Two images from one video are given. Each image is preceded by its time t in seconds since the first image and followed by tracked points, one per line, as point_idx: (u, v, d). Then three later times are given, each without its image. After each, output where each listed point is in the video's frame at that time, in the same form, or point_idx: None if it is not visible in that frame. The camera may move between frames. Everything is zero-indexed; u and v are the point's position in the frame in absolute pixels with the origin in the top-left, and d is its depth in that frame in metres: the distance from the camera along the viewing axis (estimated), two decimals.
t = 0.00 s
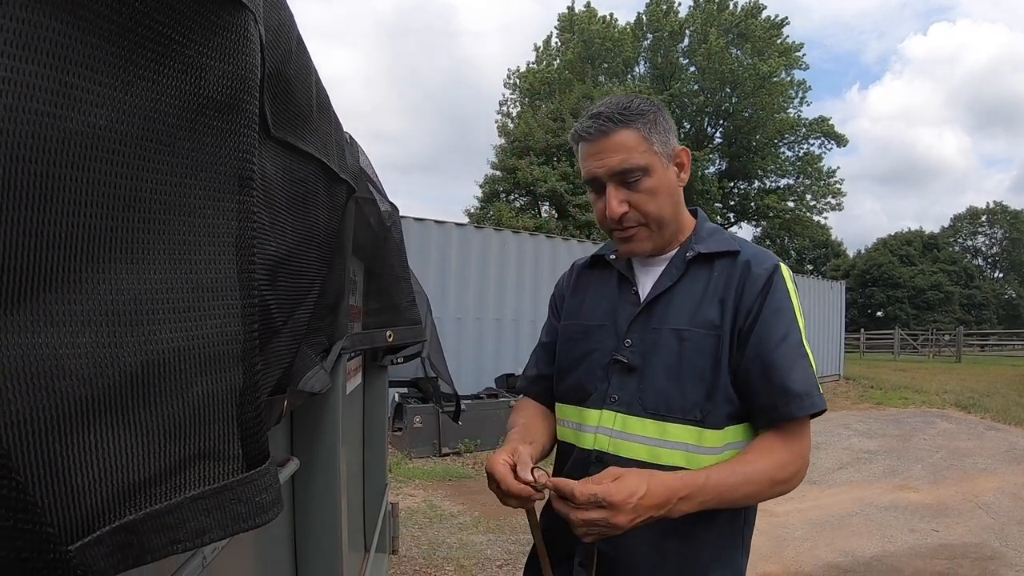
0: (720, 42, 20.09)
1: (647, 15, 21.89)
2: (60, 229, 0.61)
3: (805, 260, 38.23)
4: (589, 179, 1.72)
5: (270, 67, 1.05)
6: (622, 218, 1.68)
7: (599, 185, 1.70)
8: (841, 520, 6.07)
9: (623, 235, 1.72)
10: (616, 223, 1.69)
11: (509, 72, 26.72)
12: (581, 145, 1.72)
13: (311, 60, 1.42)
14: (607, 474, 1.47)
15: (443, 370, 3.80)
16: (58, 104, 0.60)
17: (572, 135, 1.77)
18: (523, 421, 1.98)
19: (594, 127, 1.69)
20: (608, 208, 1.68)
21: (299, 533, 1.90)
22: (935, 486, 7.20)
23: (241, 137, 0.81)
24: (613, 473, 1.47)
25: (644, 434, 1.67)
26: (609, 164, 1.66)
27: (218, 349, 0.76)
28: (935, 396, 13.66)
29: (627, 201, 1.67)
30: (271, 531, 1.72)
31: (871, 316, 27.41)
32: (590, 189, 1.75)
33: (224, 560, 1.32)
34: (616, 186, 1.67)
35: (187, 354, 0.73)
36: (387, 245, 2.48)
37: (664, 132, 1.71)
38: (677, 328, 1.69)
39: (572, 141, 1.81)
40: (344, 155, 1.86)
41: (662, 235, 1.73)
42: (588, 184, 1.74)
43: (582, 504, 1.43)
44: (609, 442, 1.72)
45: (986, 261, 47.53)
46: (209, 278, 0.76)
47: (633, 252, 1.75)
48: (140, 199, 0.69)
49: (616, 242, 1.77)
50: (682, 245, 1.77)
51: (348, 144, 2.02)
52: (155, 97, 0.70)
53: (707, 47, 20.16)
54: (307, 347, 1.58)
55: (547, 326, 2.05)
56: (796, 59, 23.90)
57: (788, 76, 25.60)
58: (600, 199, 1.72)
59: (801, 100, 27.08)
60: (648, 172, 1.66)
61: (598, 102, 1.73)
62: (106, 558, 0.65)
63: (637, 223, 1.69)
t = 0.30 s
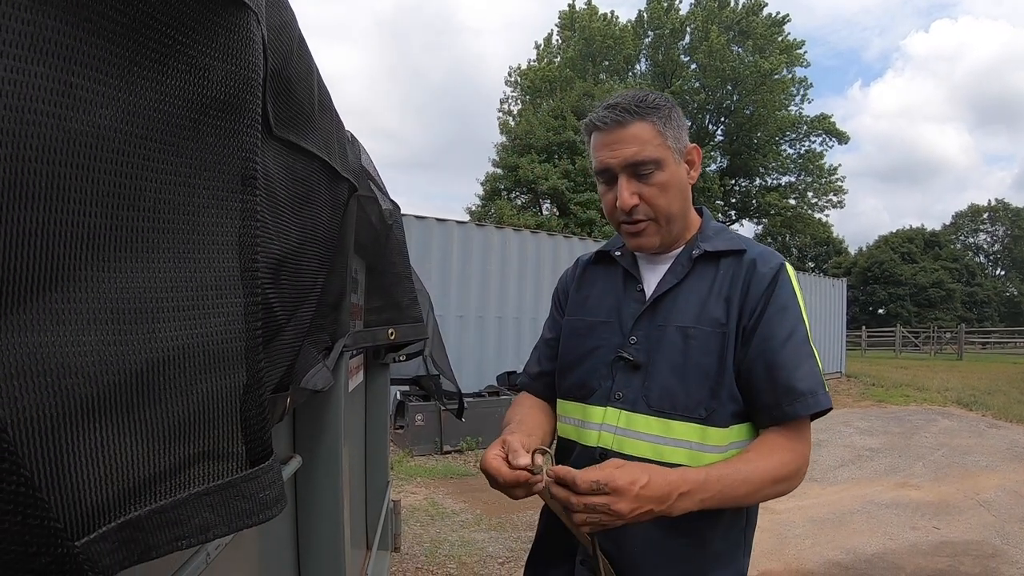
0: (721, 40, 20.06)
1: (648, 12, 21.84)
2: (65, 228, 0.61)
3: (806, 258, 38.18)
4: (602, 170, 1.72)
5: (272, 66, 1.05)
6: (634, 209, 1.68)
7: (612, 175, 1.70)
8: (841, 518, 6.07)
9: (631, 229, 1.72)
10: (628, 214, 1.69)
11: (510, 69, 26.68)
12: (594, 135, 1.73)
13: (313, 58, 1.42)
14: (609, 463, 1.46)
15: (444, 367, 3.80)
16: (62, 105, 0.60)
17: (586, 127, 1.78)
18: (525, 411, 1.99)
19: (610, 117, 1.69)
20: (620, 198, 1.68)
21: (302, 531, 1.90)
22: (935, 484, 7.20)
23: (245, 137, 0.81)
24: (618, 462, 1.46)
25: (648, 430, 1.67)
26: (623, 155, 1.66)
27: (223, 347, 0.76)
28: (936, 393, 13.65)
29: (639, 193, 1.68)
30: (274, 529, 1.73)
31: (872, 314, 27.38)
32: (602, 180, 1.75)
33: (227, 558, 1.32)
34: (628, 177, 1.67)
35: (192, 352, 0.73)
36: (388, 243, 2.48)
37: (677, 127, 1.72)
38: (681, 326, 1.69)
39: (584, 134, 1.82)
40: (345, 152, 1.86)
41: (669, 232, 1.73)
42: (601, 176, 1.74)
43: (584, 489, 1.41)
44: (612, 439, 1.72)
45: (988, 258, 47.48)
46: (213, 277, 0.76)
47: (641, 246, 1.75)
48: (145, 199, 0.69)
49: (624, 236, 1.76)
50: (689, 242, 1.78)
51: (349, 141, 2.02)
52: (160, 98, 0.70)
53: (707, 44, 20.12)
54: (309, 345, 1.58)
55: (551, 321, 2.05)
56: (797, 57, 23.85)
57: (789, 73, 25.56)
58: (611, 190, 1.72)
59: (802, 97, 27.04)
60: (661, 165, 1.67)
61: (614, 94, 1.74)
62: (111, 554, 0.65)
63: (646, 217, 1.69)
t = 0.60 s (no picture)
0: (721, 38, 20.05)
1: (648, 10, 21.84)
2: (63, 233, 0.61)
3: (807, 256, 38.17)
4: (582, 173, 1.74)
5: (270, 70, 1.05)
6: (610, 214, 1.69)
7: (590, 179, 1.72)
8: (841, 516, 6.07)
9: (614, 232, 1.74)
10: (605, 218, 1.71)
11: (509, 67, 26.63)
12: (576, 138, 1.74)
13: (311, 60, 1.42)
14: (619, 466, 1.46)
15: (444, 367, 3.80)
16: (61, 111, 0.60)
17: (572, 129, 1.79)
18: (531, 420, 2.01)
19: (586, 123, 1.70)
20: (596, 202, 1.70)
21: (302, 531, 1.90)
22: (935, 482, 7.20)
23: (242, 141, 0.81)
24: (624, 466, 1.46)
25: (649, 438, 1.67)
26: (597, 160, 1.67)
27: (221, 349, 0.76)
28: (936, 392, 13.65)
29: (615, 198, 1.68)
30: (274, 529, 1.72)
31: (873, 312, 27.37)
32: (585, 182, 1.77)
33: (226, 558, 1.32)
34: (604, 183, 1.68)
35: (191, 355, 0.73)
36: (388, 243, 2.48)
37: (660, 127, 1.69)
38: (681, 331, 1.69)
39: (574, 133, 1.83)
40: (344, 151, 1.86)
41: (652, 234, 1.72)
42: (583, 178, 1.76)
43: (593, 502, 1.39)
44: (613, 446, 1.71)
45: (988, 256, 47.44)
46: (211, 280, 0.76)
47: (626, 249, 1.76)
48: (143, 203, 0.69)
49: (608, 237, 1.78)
50: (687, 243, 1.77)
51: (348, 141, 2.02)
52: (158, 103, 0.70)
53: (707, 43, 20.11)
54: (308, 345, 1.58)
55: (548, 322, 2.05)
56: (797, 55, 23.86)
57: (789, 71, 25.55)
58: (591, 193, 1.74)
59: (802, 96, 27.03)
60: (636, 169, 1.65)
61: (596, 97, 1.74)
62: (111, 554, 0.65)
63: (624, 221, 1.70)
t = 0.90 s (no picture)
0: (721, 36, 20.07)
1: (648, 9, 21.87)
2: (67, 228, 0.61)
3: (808, 255, 38.16)
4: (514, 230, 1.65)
5: (272, 67, 1.05)
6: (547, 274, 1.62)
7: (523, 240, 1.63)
8: (842, 514, 6.07)
9: (553, 282, 1.68)
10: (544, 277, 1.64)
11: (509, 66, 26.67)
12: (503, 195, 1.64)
13: (312, 57, 1.41)
14: None
15: (445, 365, 3.80)
16: (66, 108, 0.60)
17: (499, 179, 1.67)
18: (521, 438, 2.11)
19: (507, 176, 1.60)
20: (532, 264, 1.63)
21: (305, 529, 1.90)
22: (936, 479, 7.21)
23: (245, 138, 0.81)
24: None
25: (621, 480, 1.77)
26: (524, 224, 1.58)
27: (224, 346, 0.76)
28: (938, 389, 13.65)
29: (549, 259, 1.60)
30: (276, 527, 1.73)
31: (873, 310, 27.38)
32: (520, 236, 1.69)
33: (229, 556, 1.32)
34: (536, 246, 1.59)
35: (194, 351, 0.73)
36: (389, 242, 2.48)
37: (588, 176, 1.56)
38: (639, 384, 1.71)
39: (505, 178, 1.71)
40: (345, 150, 1.85)
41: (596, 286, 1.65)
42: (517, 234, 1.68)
43: None
44: (593, 486, 1.84)
45: (989, 254, 47.44)
46: (214, 276, 0.76)
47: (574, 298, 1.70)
48: (146, 201, 0.69)
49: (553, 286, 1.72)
50: (644, 281, 1.70)
51: (348, 140, 2.01)
52: (160, 100, 0.70)
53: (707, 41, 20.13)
54: (310, 343, 1.58)
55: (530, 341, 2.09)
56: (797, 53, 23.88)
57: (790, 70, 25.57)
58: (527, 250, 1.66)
59: (803, 94, 27.06)
60: (566, 231, 1.55)
61: (519, 141, 1.62)
62: (114, 551, 0.65)
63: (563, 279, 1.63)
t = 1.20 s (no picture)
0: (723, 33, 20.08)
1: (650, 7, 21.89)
2: (86, 208, 0.62)
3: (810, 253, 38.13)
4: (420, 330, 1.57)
5: (286, 58, 1.06)
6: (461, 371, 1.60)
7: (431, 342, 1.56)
8: (845, 510, 6.08)
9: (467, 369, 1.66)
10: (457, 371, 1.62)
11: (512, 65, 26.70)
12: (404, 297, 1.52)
13: (322, 50, 1.42)
14: None
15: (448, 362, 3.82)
16: (86, 90, 0.61)
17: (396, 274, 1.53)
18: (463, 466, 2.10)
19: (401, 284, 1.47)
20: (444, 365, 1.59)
21: (313, 525, 1.89)
22: (940, 476, 7.20)
23: (263, 125, 0.82)
24: None
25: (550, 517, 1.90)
26: (432, 337, 1.50)
27: (242, 329, 0.77)
28: (941, 386, 13.64)
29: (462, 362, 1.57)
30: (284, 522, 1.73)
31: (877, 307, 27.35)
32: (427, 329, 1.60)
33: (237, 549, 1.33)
34: (448, 353, 1.54)
35: (213, 334, 0.74)
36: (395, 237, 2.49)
37: (494, 290, 1.44)
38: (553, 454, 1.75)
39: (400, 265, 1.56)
40: (353, 144, 1.86)
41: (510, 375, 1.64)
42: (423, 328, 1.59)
43: None
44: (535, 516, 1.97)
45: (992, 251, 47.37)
46: (232, 260, 0.77)
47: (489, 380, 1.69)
48: (164, 184, 0.70)
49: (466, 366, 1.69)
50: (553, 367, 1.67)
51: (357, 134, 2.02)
52: (180, 84, 0.71)
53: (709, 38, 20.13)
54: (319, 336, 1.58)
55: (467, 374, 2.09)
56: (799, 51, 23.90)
57: (792, 67, 25.57)
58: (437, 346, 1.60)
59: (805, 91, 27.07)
60: (477, 344, 1.49)
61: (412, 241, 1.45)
62: (131, 536, 0.66)
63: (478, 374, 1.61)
